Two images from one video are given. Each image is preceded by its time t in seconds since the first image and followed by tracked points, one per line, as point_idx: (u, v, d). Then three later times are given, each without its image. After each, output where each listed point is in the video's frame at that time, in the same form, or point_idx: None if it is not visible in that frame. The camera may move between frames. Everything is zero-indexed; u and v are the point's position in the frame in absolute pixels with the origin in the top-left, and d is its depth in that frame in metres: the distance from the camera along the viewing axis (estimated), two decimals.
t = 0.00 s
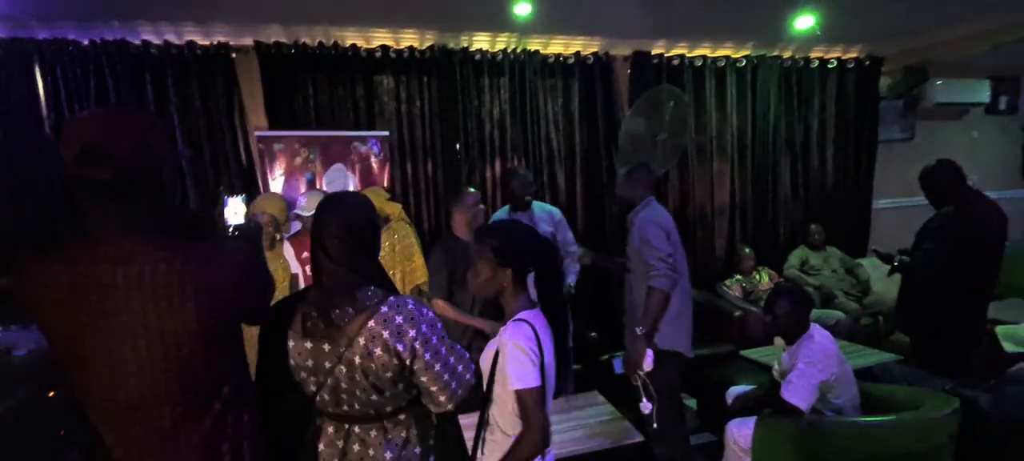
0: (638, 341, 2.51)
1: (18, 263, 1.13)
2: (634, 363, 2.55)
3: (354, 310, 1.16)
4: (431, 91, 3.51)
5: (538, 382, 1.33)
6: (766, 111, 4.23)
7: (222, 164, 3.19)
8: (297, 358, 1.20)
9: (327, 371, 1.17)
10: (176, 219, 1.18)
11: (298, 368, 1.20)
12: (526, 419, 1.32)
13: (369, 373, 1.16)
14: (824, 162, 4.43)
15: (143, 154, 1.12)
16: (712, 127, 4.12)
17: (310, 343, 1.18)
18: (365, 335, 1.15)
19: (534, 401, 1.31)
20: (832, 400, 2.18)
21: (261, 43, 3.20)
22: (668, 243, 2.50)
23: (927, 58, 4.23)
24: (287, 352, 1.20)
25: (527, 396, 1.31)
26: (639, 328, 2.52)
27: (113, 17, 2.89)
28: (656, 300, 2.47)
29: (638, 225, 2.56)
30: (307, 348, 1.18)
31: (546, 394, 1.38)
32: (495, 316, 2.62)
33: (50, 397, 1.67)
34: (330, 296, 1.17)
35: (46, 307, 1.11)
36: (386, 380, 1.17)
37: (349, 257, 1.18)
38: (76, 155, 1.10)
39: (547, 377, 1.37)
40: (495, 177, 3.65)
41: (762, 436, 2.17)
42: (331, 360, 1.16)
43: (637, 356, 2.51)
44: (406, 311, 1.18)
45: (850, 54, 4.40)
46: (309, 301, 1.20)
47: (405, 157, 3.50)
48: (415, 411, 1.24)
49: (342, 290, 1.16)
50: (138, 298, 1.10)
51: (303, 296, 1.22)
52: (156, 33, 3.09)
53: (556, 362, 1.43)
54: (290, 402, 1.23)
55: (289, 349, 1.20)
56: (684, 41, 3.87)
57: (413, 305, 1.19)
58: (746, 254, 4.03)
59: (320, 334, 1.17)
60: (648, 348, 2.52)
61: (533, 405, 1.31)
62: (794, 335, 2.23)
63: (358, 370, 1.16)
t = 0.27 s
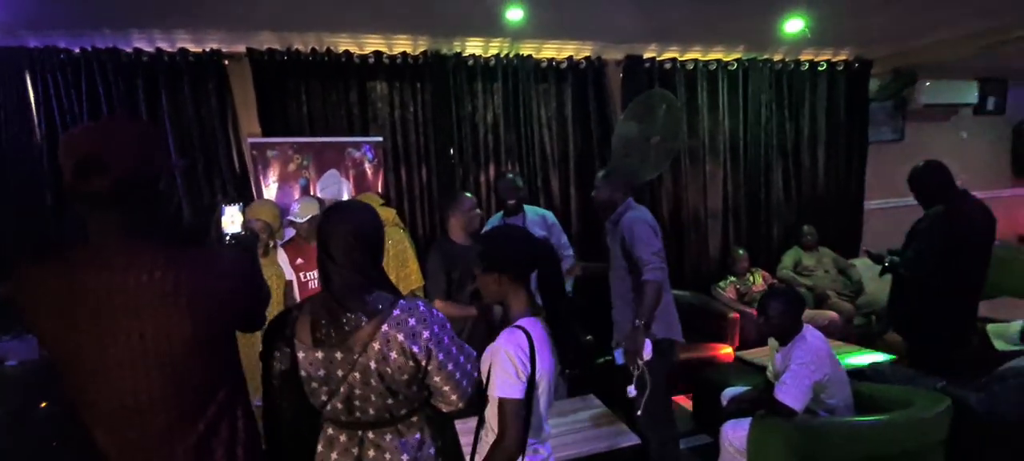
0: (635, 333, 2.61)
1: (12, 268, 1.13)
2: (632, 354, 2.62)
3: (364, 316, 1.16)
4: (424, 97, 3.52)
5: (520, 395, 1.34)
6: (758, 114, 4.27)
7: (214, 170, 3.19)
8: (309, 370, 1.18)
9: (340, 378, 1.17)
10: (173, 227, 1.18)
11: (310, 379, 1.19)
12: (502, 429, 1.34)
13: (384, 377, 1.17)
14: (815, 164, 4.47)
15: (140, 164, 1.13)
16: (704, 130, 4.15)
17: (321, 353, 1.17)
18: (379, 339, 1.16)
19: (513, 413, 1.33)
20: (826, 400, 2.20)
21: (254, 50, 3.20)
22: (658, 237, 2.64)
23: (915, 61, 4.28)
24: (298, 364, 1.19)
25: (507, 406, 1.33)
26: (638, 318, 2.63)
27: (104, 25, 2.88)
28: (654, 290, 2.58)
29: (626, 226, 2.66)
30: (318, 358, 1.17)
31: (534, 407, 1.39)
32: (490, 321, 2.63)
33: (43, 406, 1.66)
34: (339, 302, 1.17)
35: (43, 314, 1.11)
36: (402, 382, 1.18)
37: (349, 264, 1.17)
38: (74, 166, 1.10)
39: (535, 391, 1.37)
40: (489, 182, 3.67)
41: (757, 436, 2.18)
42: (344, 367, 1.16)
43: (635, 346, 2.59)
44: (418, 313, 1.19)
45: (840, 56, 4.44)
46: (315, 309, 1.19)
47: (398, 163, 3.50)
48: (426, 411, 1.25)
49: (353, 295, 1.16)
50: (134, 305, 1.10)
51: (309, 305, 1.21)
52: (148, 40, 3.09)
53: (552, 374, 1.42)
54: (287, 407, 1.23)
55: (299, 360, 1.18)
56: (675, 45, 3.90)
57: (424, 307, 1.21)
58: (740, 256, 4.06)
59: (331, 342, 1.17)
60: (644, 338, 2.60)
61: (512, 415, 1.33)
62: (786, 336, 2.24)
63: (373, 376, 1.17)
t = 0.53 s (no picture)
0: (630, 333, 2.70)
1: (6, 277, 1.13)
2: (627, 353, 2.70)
3: (367, 324, 1.17)
4: (417, 100, 3.52)
5: (520, 399, 1.33)
6: (749, 116, 4.30)
7: (207, 175, 3.18)
8: (313, 382, 1.18)
9: (344, 389, 1.17)
10: (166, 234, 1.18)
11: (313, 390, 1.19)
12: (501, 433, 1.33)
13: (389, 384, 1.17)
14: (807, 164, 4.50)
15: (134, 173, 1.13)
16: (696, 131, 4.17)
17: (324, 364, 1.17)
18: (383, 348, 1.16)
19: (513, 417, 1.32)
20: (819, 399, 2.21)
21: (246, 55, 3.20)
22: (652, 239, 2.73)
23: (903, 61, 4.33)
24: (301, 376, 1.19)
25: (507, 408, 1.32)
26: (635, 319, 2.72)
27: (94, 31, 2.88)
28: (650, 291, 2.68)
29: (621, 228, 2.74)
30: (321, 369, 1.17)
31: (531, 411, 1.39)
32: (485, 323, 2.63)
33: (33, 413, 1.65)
34: (341, 312, 1.17)
35: (34, 322, 1.11)
36: (407, 389, 1.19)
37: (346, 272, 1.17)
38: (66, 176, 1.10)
39: (532, 394, 1.38)
40: (483, 185, 3.67)
41: (751, 436, 2.19)
42: (348, 377, 1.17)
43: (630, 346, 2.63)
44: (421, 320, 1.21)
45: (829, 57, 4.48)
46: (316, 319, 1.19)
47: (392, 167, 3.50)
48: (430, 417, 1.25)
49: (354, 304, 1.16)
50: (125, 313, 1.10)
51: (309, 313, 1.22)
52: (139, 46, 3.08)
53: (546, 378, 1.43)
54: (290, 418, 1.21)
55: (301, 372, 1.18)
56: (667, 47, 3.93)
57: (426, 314, 1.22)
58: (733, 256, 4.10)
59: (334, 353, 1.17)
60: (641, 338, 2.69)
61: (511, 420, 1.32)
62: (779, 336, 2.26)
63: (378, 384, 1.17)
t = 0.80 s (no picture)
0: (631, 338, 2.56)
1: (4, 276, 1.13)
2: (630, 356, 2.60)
3: (371, 322, 1.17)
4: (415, 100, 3.52)
5: (525, 395, 1.34)
6: (746, 115, 4.32)
7: (204, 175, 3.18)
8: (318, 381, 1.18)
9: (347, 388, 1.18)
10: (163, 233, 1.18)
11: (317, 390, 1.18)
12: (507, 429, 1.34)
13: (393, 383, 1.18)
14: (803, 163, 4.52)
15: (132, 171, 1.13)
16: (693, 130, 4.18)
17: (328, 363, 1.17)
18: (387, 346, 1.16)
19: (518, 414, 1.33)
20: (816, 396, 2.23)
21: (243, 54, 3.19)
22: (650, 241, 2.64)
23: (898, 61, 4.35)
24: (305, 375, 1.18)
25: (513, 404, 1.33)
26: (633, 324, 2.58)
27: (91, 31, 2.87)
28: (648, 295, 2.56)
29: (620, 229, 2.66)
30: (325, 369, 1.17)
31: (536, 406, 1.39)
32: (483, 323, 2.64)
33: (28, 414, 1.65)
34: (343, 311, 1.17)
35: (33, 319, 1.11)
36: (412, 388, 1.19)
37: (348, 270, 1.18)
38: (61, 177, 1.10)
39: (537, 389, 1.37)
40: (481, 184, 3.68)
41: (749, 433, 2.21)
42: (352, 376, 1.17)
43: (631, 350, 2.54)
44: (425, 317, 1.21)
45: (826, 57, 4.50)
46: (320, 318, 1.19)
47: (390, 167, 3.51)
48: (432, 415, 1.26)
49: (356, 302, 1.17)
50: (124, 312, 1.10)
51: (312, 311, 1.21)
52: (136, 46, 3.08)
53: (551, 373, 1.43)
54: (291, 420, 1.22)
55: (305, 372, 1.18)
56: (664, 46, 3.94)
57: (430, 312, 1.23)
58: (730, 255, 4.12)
59: (338, 352, 1.17)
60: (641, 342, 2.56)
61: (516, 416, 1.33)
62: (776, 333, 2.27)
63: (383, 382, 1.17)
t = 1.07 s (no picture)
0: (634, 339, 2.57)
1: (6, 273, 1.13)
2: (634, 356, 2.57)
3: (380, 318, 1.18)
4: (415, 98, 3.53)
5: (536, 390, 1.35)
6: (745, 114, 4.34)
7: (205, 173, 3.18)
8: (326, 377, 1.18)
9: (355, 384, 1.18)
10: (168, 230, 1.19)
11: (324, 387, 1.18)
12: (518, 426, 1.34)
13: (402, 379, 1.19)
14: (801, 163, 4.54)
15: (139, 169, 1.14)
16: (693, 129, 4.20)
17: (336, 359, 1.17)
18: (396, 342, 1.18)
19: (529, 410, 1.33)
20: (815, 393, 2.24)
21: (243, 52, 3.18)
22: (650, 240, 2.64)
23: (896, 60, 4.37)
24: (312, 372, 1.18)
25: (525, 400, 1.33)
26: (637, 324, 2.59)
27: (90, 28, 2.87)
28: (651, 295, 2.57)
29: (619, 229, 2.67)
30: (333, 365, 1.17)
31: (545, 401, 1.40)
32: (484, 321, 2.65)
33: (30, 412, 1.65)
34: (352, 306, 1.17)
35: (37, 317, 1.11)
36: (419, 383, 1.21)
37: (354, 267, 1.19)
38: (68, 173, 1.11)
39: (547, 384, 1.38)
40: (481, 183, 3.69)
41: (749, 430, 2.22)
42: (359, 372, 1.18)
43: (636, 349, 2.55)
44: (432, 313, 1.23)
45: (824, 56, 4.52)
46: (326, 313, 1.19)
47: (391, 165, 3.51)
48: (436, 411, 1.28)
49: (365, 298, 1.17)
50: (130, 308, 1.10)
51: (320, 308, 1.20)
52: (136, 43, 3.07)
53: (559, 369, 1.44)
54: (297, 417, 1.21)
55: (313, 369, 1.18)
56: (663, 45, 3.95)
57: (437, 309, 1.25)
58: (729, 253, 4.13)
59: (346, 348, 1.17)
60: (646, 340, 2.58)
61: (528, 411, 1.33)
62: (775, 331, 2.29)
63: (391, 378, 1.18)
